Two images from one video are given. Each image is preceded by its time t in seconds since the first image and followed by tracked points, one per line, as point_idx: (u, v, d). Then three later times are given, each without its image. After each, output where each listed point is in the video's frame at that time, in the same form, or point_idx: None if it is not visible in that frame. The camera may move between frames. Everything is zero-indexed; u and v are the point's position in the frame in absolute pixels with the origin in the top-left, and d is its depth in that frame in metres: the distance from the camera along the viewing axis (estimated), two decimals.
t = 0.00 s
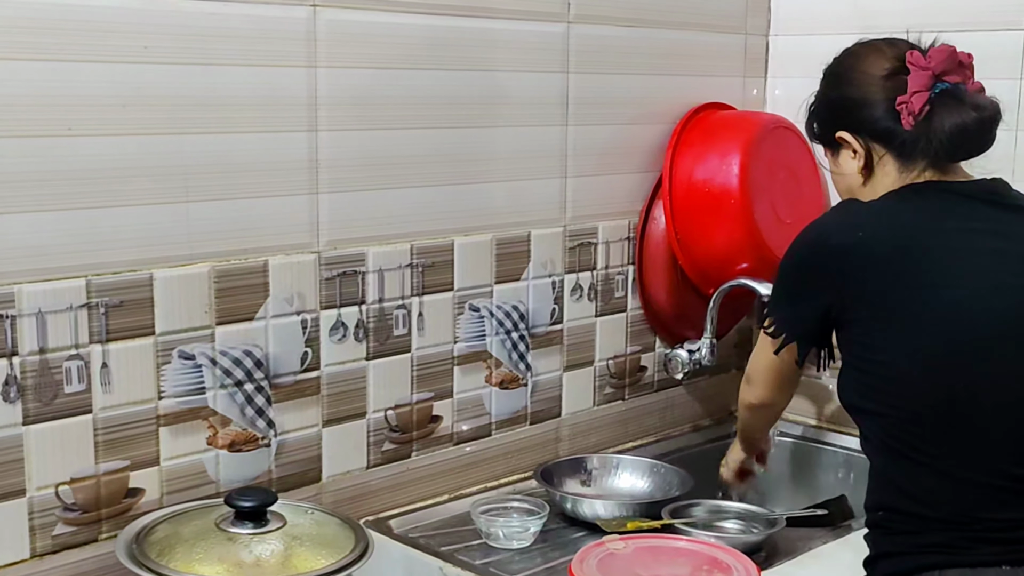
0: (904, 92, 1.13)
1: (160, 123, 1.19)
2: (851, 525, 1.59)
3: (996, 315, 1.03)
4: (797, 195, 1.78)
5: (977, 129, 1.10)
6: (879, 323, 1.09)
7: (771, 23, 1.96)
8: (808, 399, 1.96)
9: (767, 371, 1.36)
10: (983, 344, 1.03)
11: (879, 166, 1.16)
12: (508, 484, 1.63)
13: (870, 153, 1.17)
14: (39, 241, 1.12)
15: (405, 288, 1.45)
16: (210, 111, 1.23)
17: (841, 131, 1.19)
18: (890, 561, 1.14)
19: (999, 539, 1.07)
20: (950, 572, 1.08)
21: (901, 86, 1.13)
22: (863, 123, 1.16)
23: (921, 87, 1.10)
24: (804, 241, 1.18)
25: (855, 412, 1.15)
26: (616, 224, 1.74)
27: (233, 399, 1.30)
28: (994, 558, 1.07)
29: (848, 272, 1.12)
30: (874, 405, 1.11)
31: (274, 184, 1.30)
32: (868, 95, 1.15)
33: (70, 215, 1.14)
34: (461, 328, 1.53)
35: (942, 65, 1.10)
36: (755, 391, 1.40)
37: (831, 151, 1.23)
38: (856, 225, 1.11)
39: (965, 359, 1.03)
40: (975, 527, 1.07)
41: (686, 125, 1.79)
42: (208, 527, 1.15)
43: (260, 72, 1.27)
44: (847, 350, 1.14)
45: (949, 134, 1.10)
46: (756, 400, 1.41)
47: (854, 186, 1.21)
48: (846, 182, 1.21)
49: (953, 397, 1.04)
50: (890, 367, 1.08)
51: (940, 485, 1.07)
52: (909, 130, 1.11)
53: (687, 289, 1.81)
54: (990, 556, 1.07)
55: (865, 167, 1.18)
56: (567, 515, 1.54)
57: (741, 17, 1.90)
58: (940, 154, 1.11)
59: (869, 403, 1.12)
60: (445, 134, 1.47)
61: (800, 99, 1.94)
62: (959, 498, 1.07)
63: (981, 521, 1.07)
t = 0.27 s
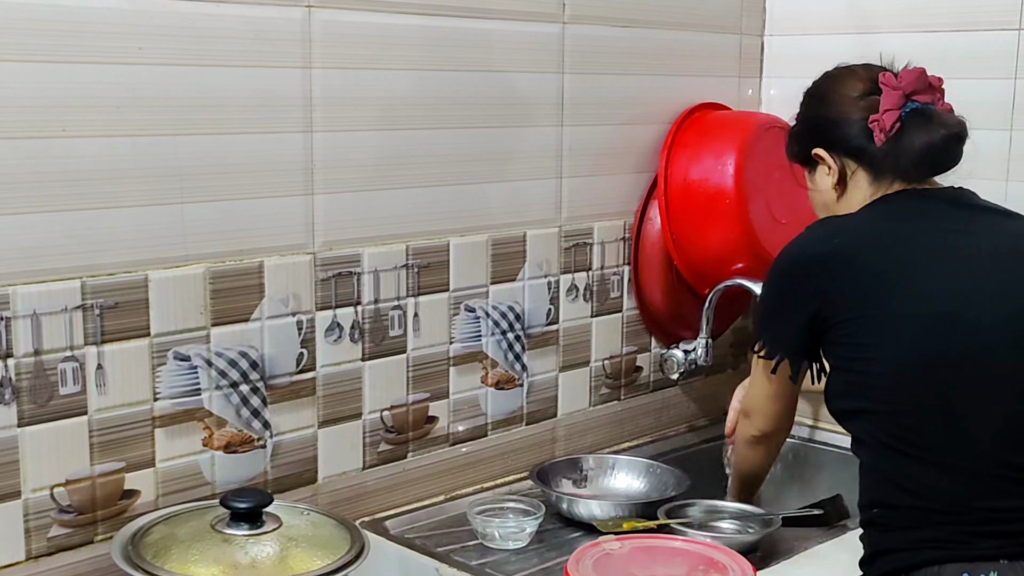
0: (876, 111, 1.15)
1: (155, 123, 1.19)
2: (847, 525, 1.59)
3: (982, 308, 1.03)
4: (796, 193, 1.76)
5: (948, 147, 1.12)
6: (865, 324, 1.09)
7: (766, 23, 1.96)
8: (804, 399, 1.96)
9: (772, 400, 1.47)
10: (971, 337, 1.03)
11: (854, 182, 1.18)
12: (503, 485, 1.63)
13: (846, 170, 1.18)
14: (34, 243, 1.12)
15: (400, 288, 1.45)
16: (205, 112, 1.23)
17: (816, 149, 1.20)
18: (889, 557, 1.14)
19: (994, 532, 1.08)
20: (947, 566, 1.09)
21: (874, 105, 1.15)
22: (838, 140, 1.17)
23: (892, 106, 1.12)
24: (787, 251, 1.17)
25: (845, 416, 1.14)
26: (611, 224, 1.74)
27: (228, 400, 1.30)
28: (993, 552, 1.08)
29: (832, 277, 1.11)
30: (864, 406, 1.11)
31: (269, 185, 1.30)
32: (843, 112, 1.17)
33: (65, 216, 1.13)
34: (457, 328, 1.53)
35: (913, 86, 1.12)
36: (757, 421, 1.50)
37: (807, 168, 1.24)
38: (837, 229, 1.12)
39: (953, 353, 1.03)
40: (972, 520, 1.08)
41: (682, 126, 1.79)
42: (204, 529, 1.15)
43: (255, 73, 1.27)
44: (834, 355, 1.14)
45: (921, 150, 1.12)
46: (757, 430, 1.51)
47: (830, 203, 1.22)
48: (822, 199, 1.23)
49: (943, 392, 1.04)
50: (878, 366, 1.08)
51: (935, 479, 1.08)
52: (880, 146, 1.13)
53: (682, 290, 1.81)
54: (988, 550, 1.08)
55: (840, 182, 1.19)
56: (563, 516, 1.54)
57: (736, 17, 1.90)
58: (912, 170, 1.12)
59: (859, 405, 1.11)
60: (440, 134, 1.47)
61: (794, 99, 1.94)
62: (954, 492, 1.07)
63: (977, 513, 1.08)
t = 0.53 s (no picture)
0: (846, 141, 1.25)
1: (153, 123, 1.19)
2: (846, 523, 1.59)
3: (960, 301, 1.11)
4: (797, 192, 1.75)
5: (912, 173, 1.21)
6: (854, 319, 1.15)
7: (765, 23, 1.96)
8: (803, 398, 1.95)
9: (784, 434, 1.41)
10: (954, 326, 1.11)
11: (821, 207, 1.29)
12: (503, 484, 1.63)
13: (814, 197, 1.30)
14: (33, 242, 1.11)
15: (399, 288, 1.45)
16: (204, 112, 1.23)
17: (792, 177, 1.32)
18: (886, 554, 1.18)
19: (988, 524, 1.13)
20: (948, 560, 1.13)
21: (843, 136, 1.27)
22: (811, 167, 1.28)
23: (860, 135, 1.23)
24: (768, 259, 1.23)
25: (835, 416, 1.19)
26: (610, 223, 1.74)
27: (227, 400, 1.30)
28: (991, 545, 1.12)
29: (833, 270, 1.17)
30: (855, 400, 1.16)
31: (267, 184, 1.30)
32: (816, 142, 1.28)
33: (64, 215, 1.13)
34: (456, 328, 1.53)
35: (879, 118, 1.23)
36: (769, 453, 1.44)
37: (783, 198, 1.36)
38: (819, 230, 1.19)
39: (939, 341, 1.11)
40: (969, 512, 1.13)
41: (681, 125, 1.79)
42: (203, 528, 1.15)
43: (254, 73, 1.27)
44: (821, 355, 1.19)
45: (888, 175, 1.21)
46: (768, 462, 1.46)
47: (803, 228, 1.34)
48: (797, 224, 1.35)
49: (933, 378, 1.11)
50: (869, 358, 1.13)
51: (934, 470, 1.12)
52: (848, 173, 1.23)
53: (681, 290, 1.81)
54: (986, 543, 1.12)
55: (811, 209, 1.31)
56: (562, 515, 1.54)
57: (735, 16, 1.90)
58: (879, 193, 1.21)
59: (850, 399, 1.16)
60: (439, 134, 1.47)
61: (793, 99, 1.94)
62: (950, 479, 1.12)
63: (973, 505, 1.13)
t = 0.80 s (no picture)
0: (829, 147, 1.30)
1: (154, 122, 1.19)
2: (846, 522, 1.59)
3: (963, 292, 1.14)
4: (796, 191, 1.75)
5: (899, 172, 1.26)
6: (865, 310, 1.16)
7: (764, 22, 1.96)
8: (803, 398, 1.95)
9: (823, 436, 1.28)
10: (964, 315, 1.13)
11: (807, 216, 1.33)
12: (502, 483, 1.63)
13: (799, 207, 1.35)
14: (32, 241, 1.11)
15: (399, 287, 1.45)
16: (204, 111, 1.23)
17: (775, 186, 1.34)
18: (897, 552, 1.18)
19: (999, 521, 1.13)
20: (962, 556, 1.13)
21: (824, 143, 1.31)
22: (792, 175, 1.31)
23: (846, 139, 1.27)
24: (773, 252, 1.23)
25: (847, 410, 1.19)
26: (610, 223, 1.74)
27: (227, 399, 1.30)
28: (1003, 541, 1.12)
29: (841, 259, 1.17)
30: (867, 392, 1.16)
31: (267, 184, 1.30)
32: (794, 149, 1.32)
33: (63, 214, 1.13)
34: (456, 327, 1.53)
35: (861, 122, 1.28)
36: (806, 458, 1.32)
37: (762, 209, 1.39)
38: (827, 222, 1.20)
39: (950, 329, 1.12)
40: (981, 508, 1.13)
41: (681, 125, 1.79)
42: (203, 527, 1.15)
43: (253, 72, 1.27)
44: (830, 349, 1.19)
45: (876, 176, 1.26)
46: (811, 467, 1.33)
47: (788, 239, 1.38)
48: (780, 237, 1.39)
49: (945, 366, 1.12)
50: (881, 348, 1.14)
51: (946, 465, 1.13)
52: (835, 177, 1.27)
53: (681, 291, 1.81)
54: (999, 538, 1.13)
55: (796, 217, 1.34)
56: (562, 514, 1.54)
57: (735, 16, 1.90)
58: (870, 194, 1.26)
59: (862, 391, 1.17)
60: (439, 133, 1.47)
61: (793, 98, 1.95)
62: (961, 472, 1.13)
63: (985, 499, 1.13)
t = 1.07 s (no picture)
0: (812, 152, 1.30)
1: (153, 122, 1.19)
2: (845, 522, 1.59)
3: (954, 293, 1.15)
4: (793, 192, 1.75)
5: (886, 173, 1.27)
6: (860, 311, 1.16)
7: (763, 22, 1.96)
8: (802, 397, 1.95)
9: (817, 440, 1.27)
10: (958, 314, 1.13)
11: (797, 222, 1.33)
12: (501, 483, 1.63)
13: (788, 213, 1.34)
14: (32, 241, 1.12)
15: (398, 287, 1.45)
16: (203, 111, 1.23)
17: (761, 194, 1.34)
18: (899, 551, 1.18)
19: (1001, 518, 1.13)
20: (963, 555, 1.13)
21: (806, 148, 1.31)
22: (779, 182, 1.32)
23: (830, 143, 1.28)
24: (764, 258, 1.23)
25: (846, 412, 1.19)
26: (609, 222, 1.74)
27: (226, 399, 1.30)
28: (1003, 539, 1.13)
29: (834, 263, 1.17)
30: (864, 395, 1.16)
31: (266, 184, 1.30)
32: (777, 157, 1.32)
33: (63, 214, 1.13)
34: (455, 327, 1.53)
35: (843, 126, 1.29)
36: (800, 461, 1.31)
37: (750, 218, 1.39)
38: (819, 225, 1.20)
39: (945, 329, 1.13)
40: (981, 506, 1.13)
41: (680, 125, 1.79)
42: (203, 527, 1.15)
43: (253, 72, 1.27)
44: (825, 352, 1.19)
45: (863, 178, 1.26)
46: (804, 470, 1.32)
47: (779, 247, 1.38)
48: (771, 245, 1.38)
49: (941, 365, 1.12)
50: (877, 350, 1.14)
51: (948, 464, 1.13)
52: (822, 182, 1.28)
53: (680, 291, 1.80)
54: (999, 536, 1.13)
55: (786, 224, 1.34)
56: (562, 514, 1.54)
57: (733, 15, 1.91)
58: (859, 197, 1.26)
59: (859, 393, 1.16)
60: (438, 133, 1.47)
61: (792, 98, 1.95)
62: (960, 473, 1.13)
63: (985, 497, 1.13)
